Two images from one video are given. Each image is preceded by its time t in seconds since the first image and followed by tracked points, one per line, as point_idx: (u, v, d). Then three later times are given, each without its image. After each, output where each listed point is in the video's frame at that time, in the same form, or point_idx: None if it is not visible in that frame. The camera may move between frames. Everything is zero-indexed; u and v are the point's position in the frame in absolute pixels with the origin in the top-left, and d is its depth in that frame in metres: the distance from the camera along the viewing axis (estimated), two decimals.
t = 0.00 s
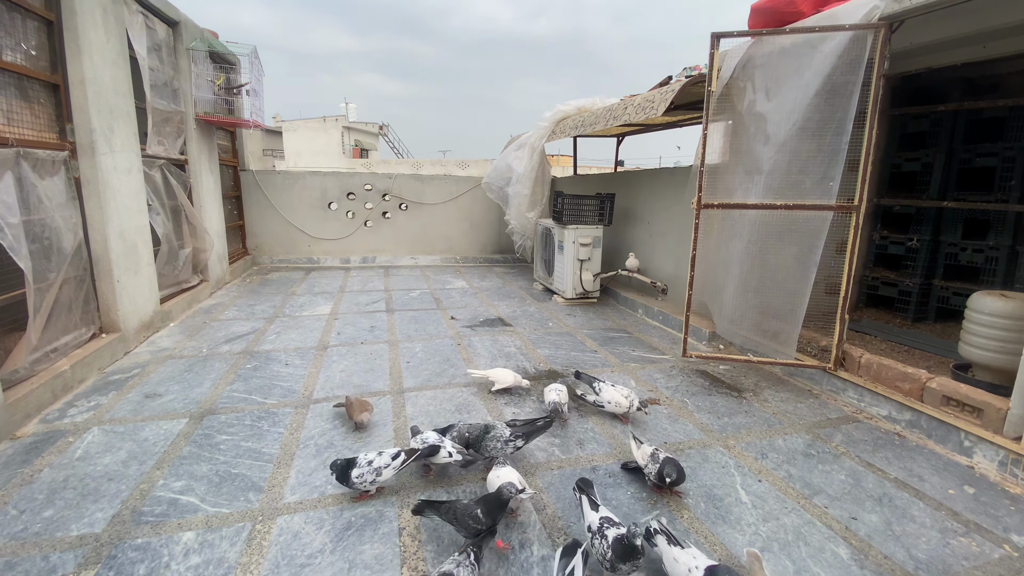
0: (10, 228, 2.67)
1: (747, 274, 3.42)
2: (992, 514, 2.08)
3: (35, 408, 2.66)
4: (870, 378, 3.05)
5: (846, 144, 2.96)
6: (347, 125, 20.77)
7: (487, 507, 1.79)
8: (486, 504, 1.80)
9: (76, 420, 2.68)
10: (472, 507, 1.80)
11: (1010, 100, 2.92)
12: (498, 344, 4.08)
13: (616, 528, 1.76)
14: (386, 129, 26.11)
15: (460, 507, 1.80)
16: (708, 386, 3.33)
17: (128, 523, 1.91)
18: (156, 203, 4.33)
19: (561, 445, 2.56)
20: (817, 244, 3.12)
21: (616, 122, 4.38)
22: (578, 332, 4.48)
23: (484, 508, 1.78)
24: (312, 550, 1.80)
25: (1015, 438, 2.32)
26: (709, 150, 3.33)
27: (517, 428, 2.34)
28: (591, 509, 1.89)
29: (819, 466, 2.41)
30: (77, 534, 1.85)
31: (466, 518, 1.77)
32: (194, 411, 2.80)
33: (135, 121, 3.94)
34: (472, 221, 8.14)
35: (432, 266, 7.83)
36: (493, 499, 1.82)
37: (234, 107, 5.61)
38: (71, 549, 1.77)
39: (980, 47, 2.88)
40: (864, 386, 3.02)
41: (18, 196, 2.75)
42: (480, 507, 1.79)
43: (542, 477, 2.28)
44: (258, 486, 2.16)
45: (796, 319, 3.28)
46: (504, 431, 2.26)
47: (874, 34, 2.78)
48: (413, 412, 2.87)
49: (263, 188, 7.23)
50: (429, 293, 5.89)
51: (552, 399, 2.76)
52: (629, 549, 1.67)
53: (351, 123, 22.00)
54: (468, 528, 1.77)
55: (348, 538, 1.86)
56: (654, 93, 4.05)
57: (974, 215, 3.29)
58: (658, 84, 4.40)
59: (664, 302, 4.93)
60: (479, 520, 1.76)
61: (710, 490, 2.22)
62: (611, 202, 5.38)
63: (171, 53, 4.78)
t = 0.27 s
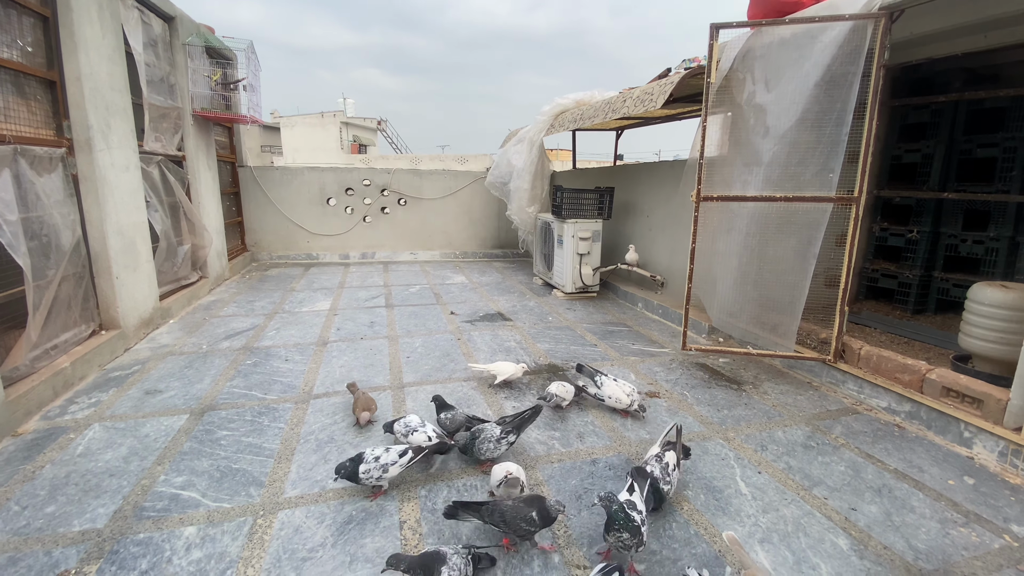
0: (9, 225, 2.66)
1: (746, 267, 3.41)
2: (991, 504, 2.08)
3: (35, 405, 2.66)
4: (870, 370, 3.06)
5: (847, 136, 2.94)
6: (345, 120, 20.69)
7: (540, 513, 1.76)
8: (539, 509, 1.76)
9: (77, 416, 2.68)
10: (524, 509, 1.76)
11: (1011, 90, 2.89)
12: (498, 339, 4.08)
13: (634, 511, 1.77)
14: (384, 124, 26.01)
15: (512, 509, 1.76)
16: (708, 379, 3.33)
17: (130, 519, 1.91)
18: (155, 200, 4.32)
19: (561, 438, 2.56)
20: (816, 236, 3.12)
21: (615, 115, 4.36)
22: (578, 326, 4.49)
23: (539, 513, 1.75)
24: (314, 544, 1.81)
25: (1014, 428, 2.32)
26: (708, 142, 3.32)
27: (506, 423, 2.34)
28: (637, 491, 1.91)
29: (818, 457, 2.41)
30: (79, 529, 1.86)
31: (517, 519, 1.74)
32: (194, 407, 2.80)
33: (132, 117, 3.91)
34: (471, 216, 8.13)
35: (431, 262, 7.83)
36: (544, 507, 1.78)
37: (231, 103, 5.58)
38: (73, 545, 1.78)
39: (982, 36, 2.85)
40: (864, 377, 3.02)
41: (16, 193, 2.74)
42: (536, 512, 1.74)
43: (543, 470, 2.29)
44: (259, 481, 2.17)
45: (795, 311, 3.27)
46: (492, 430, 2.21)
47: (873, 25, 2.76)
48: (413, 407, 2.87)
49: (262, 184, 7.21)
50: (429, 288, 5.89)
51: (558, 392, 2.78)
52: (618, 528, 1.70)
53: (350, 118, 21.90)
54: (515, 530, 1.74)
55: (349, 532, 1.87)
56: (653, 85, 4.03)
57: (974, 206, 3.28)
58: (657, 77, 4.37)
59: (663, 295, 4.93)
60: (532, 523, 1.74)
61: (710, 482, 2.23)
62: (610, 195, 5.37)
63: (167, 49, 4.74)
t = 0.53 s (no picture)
0: (9, 226, 2.66)
1: (746, 263, 3.41)
2: (993, 498, 2.09)
3: (39, 406, 2.67)
4: (872, 365, 3.06)
5: (847, 131, 2.94)
6: (344, 118, 20.65)
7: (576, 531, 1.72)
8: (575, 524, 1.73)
9: (80, 417, 2.68)
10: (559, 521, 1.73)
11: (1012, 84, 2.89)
12: (499, 336, 4.09)
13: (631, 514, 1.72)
14: (383, 123, 25.97)
15: (548, 517, 1.74)
16: (709, 375, 3.34)
17: (135, 518, 1.92)
18: (155, 200, 4.32)
19: (564, 435, 2.57)
20: (818, 231, 3.12)
21: (614, 111, 4.35)
22: (579, 323, 4.49)
23: (576, 532, 1.71)
24: (319, 542, 1.81)
25: (1015, 422, 2.33)
26: (708, 138, 3.31)
27: (505, 422, 2.35)
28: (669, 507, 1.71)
29: (820, 453, 2.42)
30: (84, 529, 1.86)
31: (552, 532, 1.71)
32: (197, 406, 2.81)
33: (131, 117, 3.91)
34: (471, 214, 8.12)
35: (432, 260, 7.83)
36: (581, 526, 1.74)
37: (230, 102, 5.57)
38: (78, 545, 1.78)
39: (983, 30, 2.84)
40: (866, 372, 3.03)
41: (16, 194, 2.74)
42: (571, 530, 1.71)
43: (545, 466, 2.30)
44: (262, 480, 2.17)
45: (796, 307, 3.28)
46: (500, 426, 2.23)
47: (874, 20, 2.76)
48: (416, 405, 2.88)
49: (261, 183, 7.20)
50: (430, 286, 5.89)
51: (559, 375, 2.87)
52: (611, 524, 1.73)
53: (348, 116, 21.86)
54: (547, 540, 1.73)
55: (353, 530, 1.88)
56: (653, 82, 4.02)
57: (975, 200, 3.28)
58: (657, 73, 4.36)
59: (664, 292, 4.93)
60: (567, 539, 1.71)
61: (713, 477, 2.23)
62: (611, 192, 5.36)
63: (165, 48, 4.73)
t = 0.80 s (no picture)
0: (12, 231, 2.67)
1: (746, 264, 3.42)
2: (993, 497, 2.10)
3: (42, 410, 2.68)
4: (873, 365, 3.07)
5: (847, 131, 2.95)
6: (343, 120, 20.66)
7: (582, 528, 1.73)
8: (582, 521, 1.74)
9: (84, 421, 2.70)
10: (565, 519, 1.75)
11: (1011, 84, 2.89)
12: (500, 338, 4.10)
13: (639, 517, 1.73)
14: (383, 124, 25.98)
15: (554, 517, 1.75)
16: (711, 376, 3.35)
17: (139, 522, 1.93)
18: (156, 203, 4.33)
19: (566, 437, 2.58)
20: (817, 232, 3.13)
21: (614, 113, 4.36)
22: (580, 324, 4.50)
23: (580, 527, 1.72)
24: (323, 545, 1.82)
25: (1016, 422, 2.34)
26: (708, 139, 3.32)
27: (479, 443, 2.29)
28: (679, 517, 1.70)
29: (822, 453, 2.43)
30: (89, 533, 1.87)
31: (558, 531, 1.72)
32: (200, 410, 2.82)
33: (131, 121, 3.92)
34: (471, 215, 8.13)
35: (432, 261, 7.83)
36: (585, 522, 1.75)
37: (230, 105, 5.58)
38: (84, 549, 1.79)
39: (983, 30, 2.84)
40: (866, 373, 3.04)
41: (18, 199, 2.75)
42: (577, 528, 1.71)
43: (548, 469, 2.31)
44: (266, 483, 2.18)
45: (797, 307, 3.29)
46: (479, 445, 2.17)
47: (874, 21, 2.77)
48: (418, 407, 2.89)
49: (262, 185, 7.21)
50: (431, 288, 5.90)
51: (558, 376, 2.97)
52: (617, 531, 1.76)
53: (348, 118, 21.87)
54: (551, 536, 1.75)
55: (358, 533, 1.89)
56: (653, 83, 4.03)
57: (975, 200, 3.29)
58: (656, 74, 4.37)
59: (664, 292, 4.94)
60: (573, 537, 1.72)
61: (714, 479, 2.24)
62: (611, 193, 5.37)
63: (166, 52, 4.74)
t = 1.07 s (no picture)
0: (12, 235, 2.68)
1: (745, 266, 3.42)
2: (993, 500, 2.10)
3: (43, 415, 2.68)
4: (872, 367, 3.08)
5: (846, 134, 2.95)
6: (343, 122, 20.69)
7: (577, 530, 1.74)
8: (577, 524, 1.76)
9: (84, 425, 2.70)
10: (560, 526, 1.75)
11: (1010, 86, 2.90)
12: (500, 340, 4.10)
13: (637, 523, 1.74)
14: (383, 126, 26.02)
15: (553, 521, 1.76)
16: (710, 378, 3.35)
17: (140, 527, 1.93)
18: (156, 207, 4.34)
19: (566, 440, 2.58)
20: (816, 234, 3.13)
21: (613, 116, 4.37)
22: (580, 327, 4.50)
23: (579, 529, 1.73)
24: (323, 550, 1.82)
25: (1015, 424, 2.34)
26: (707, 142, 3.33)
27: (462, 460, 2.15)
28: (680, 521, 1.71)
29: (822, 456, 2.43)
30: (90, 538, 1.88)
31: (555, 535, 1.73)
32: (201, 414, 2.82)
33: (131, 125, 3.92)
34: (471, 217, 8.14)
35: (432, 264, 7.84)
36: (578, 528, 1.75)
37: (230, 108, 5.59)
38: (84, 554, 1.80)
39: (981, 31, 2.86)
40: (866, 375, 3.04)
41: (18, 204, 2.76)
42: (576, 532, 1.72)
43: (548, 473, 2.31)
44: (266, 488, 2.19)
45: (796, 309, 3.29)
46: (463, 467, 2.03)
47: (872, 23, 2.77)
48: (418, 411, 2.89)
49: (262, 188, 7.22)
50: (431, 290, 5.90)
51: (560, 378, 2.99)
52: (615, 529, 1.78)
53: (348, 120, 21.89)
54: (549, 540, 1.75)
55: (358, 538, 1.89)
56: (652, 86, 4.03)
57: (974, 202, 3.29)
58: (655, 77, 4.39)
59: (664, 294, 4.94)
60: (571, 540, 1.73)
61: (714, 482, 2.24)
62: (611, 196, 5.38)
63: (166, 56, 4.75)
